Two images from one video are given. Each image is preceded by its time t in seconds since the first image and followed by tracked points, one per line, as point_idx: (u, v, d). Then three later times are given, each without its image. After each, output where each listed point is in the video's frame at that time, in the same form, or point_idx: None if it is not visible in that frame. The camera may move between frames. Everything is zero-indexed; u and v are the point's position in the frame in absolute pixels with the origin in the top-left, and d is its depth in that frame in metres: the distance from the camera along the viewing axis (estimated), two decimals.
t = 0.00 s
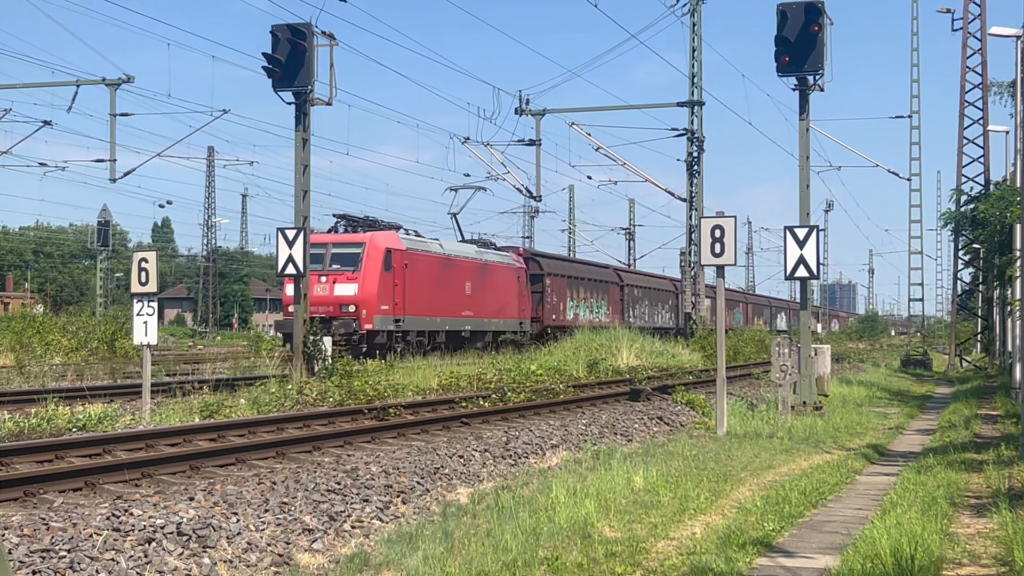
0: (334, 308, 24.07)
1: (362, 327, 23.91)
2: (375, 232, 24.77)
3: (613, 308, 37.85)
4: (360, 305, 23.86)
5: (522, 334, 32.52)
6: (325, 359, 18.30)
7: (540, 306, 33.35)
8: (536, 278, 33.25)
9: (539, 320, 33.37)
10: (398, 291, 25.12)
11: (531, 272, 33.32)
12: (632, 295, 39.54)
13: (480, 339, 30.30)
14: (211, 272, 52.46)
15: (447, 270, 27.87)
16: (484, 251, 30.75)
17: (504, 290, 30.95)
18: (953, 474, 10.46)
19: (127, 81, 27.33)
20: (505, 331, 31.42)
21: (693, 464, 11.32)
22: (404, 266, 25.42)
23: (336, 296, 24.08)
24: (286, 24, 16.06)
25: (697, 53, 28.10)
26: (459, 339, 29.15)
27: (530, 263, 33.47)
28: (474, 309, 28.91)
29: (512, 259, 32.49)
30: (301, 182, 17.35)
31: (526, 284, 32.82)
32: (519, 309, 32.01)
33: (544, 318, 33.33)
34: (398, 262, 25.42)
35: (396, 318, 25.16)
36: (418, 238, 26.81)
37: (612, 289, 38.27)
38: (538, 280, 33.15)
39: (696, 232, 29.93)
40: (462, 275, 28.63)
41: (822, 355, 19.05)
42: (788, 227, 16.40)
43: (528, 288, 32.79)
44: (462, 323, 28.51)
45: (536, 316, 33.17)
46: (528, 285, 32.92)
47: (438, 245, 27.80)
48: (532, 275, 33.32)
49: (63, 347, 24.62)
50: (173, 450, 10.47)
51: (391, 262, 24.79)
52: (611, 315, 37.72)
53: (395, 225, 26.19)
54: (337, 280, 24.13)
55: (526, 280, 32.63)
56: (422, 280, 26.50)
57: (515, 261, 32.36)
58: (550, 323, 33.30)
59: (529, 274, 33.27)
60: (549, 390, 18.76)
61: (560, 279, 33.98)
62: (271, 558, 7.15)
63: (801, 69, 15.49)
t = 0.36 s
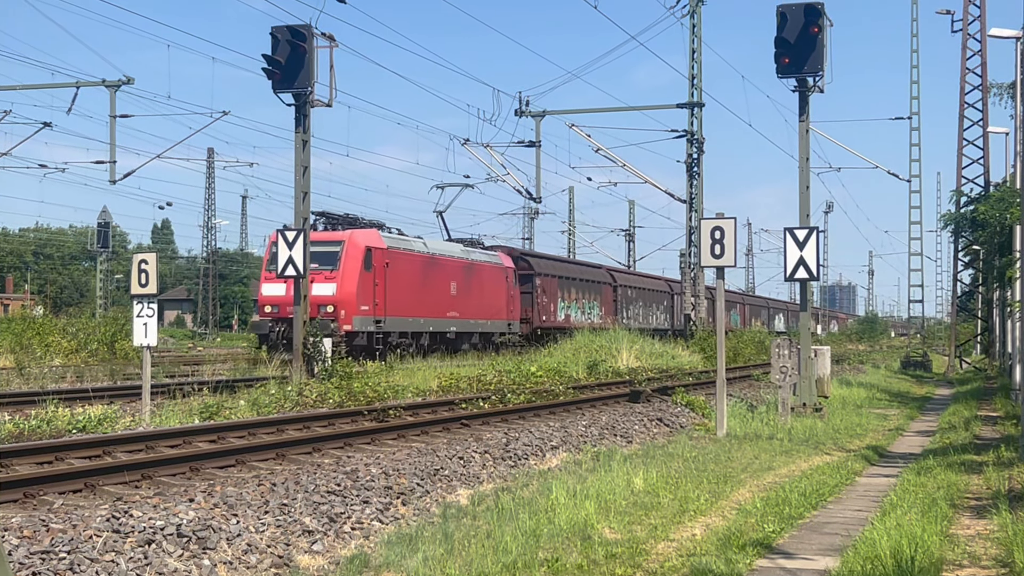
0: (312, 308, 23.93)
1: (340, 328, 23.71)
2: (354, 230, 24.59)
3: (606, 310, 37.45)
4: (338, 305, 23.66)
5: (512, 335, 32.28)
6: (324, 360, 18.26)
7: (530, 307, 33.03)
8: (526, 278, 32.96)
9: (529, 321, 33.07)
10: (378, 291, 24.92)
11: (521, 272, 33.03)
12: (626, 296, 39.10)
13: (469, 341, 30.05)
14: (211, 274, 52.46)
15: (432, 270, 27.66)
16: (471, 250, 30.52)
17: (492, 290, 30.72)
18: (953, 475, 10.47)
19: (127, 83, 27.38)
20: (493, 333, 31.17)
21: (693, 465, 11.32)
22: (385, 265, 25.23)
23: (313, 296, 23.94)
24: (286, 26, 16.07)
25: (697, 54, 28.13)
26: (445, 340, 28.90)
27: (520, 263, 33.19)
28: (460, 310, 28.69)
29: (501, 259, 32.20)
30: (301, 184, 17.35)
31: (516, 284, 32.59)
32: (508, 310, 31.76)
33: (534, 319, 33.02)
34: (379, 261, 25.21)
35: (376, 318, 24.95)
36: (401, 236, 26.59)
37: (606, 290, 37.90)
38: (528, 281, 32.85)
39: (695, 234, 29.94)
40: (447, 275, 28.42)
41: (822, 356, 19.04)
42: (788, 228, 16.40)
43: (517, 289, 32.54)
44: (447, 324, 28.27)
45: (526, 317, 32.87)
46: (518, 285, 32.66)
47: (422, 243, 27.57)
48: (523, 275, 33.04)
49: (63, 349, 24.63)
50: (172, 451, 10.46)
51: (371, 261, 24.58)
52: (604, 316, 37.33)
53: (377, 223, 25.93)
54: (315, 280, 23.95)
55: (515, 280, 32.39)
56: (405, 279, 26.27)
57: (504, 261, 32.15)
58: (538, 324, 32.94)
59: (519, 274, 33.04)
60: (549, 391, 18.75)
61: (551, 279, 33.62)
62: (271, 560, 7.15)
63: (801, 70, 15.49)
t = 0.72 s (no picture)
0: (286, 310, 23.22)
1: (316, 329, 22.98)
2: (331, 228, 23.78)
3: (598, 311, 37.09)
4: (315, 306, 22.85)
5: (499, 337, 31.67)
6: (324, 362, 18.22)
7: (519, 308, 32.56)
8: (514, 278, 32.51)
9: (518, 322, 32.61)
10: (357, 291, 24.12)
11: (510, 272, 32.57)
12: (619, 297, 38.76)
13: (454, 343, 29.35)
14: (210, 275, 52.49)
15: (415, 269, 26.91)
16: (457, 249, 29.87)
17: (478, 291, 30.01)
18: (953, 477, 10.46)
19: (126, 84, 27.39)
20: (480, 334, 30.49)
21: (693, 467, 11.32)
22: (364, 264, 24.43)
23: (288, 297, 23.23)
24: (286, 28, 16.10)
25: (696, 56, 28.15)
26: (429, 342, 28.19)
27: (509, 263, 32.73)
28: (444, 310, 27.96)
29: (490, 258, 31.67)
30: (300, 186, 17.35)
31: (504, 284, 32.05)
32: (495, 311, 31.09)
33: (523, 320, 32.58)
34: (358, 260, 24.42)
35: (355, 320, 24.15)
36: (382, 235, 25.83)
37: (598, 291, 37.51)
38: (517, 281, 32.40)
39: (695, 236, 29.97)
40: (430, 275, 27.69)
41: (821, 358, 19.04)
42: (787, 230, 16.40)
43: (503, 289, 31.88)
44: (432, 326, 27.53)
45: (515, 318, 32.39)
46: (507, 285, 32.18)
47: (405, 242, 27.00)
48: (511, 275, 32.58)
49: (62, 351, 24.58)
50: (173, 453, 10.48)
51: (349, 260, 23.80)
52: (596, 317, 36.96)
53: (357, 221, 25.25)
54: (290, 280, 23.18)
55: (503, 281, 31.81)
56: (387, 279, 25.53)
57: (491, 260, 31.51)
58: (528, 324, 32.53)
59: (508, 274, 32.62)
60: (549, 393, 18.73)
61: (541, 279, 33.16)
62: (271, 562, 7.14)
63: (800, 72, 15.51)
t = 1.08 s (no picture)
0: (262, 310, 22.30)
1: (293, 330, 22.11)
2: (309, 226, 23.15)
3: (591, 311, 36.93)
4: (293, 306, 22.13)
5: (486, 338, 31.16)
6: (324, 364, 18.19)
7: (509, 309, 32.13)
8: (503, 278, 32.11)
9: (507, 323, 32.16)
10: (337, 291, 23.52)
11: (499, 271, 32.15)
12: (612, 297, 38.59)
13: (439, 344, 28.81)
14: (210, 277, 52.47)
15: (398, 268, 26.33)
16: (442, 248, 29.29)
17: (464, 291, 29.45)
18: (953, 477, 10.46)
19: (125, 86, 27.39)
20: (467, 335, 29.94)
21: (693, 467, 11.33)
22: (344, 263, 23.83)
23: (265, 297, 22.35)
24: (285, 29, 16.10)
25: (695, 57, 28.18)
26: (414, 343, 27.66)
27: (498, 263, 32.32)
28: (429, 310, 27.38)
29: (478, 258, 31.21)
30: (299, 187, 17.35)
31: (492, 284, 31.58)
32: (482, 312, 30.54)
33: (513, 321, 32.14)
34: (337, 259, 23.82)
35: (334, 320, 23.55)
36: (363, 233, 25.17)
37: (591, 291, 37.30)
38: (505, 281, 32.00)
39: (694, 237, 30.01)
40: (414, 274, 27.12)
41: (820, 359, 19.09)
42: (787, 231, 16.40)
43: (491, 289, 31.36)
44: (416, 327, 26.95)
45: (504, 320, 31.95)
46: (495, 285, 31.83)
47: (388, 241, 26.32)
48: (500, 275, 32.15)
49: (62, 352, 24.53)
50: (172, 454, 10.48)
51: (329, 259, 23.19)
52: (588, 317, 36.76)
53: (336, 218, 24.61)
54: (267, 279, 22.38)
55: (491, 281, 31.32)
56: (368, 279, 24.92)
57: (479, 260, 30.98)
58: (519, 325, 32.13)
59: (496, 274, 32.24)
60: (548, 394, 18.75)
61: (530, 279, 32.74)
62: (270, 563, 7.14)
63: (799, 73, 15.52)
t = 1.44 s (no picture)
0: (233, 311, 21.76)
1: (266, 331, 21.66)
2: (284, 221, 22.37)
3: (582, 311, 36.50)
4: (265, 307, 21.65)
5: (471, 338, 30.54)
6: (323, 366, 18.21)
7: (496, 309, 31.57)
8: (490, 277, 31.55)
9: (495, 323, 31.62)
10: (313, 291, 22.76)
11: (486, 270, 31.61)
12: (603, 298, 38.17)
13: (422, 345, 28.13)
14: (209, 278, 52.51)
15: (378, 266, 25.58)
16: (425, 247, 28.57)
17: (448, 290, 28.75)
18: (953, 478, 10.46)
19: (124, 88, 27.39)
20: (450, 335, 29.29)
21: (693, 468, 11.34)
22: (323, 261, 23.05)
23: (236, 297, 21.80)
24: (284, 31, 16.10)
25: (695, 58, 28.19)
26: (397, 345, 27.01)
27: (485, 261, 31.76)
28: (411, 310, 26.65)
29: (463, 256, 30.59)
30: (297, 188, 17.35)
31: (478, 284, 30.95)
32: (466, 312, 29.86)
33: (500, 321, 31.56)
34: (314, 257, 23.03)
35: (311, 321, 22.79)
36: (342, 231, 24.28)
37: (582, 291, 36.82)
38: (493, 280, 31.46)
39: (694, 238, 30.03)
40: (396, 273, 26.37)
41: (819, 360, 19.12)
42: (786, 231, 16.41)
43: (476, 288, 30.70)
44: (397, 328, 26.22)
45: (491, 320, 31.39)
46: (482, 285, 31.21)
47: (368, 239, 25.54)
48: (487, 274, 31.59)
49: (61, 354, 24.49)
50: (172, 456, 10.48)
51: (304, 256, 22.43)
52: (579, 317, 36.34)
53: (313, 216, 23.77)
54: (238, 278, 21.83)
55: (477, 279, 30.72)
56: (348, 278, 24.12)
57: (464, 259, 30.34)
58: (508, 326, 31.63)
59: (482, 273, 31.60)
60: (548, 395, 18.76)
61: (518, 279, 32.20)
62: (270, 565, 7.13)
63: (798, 74, 15.53)
